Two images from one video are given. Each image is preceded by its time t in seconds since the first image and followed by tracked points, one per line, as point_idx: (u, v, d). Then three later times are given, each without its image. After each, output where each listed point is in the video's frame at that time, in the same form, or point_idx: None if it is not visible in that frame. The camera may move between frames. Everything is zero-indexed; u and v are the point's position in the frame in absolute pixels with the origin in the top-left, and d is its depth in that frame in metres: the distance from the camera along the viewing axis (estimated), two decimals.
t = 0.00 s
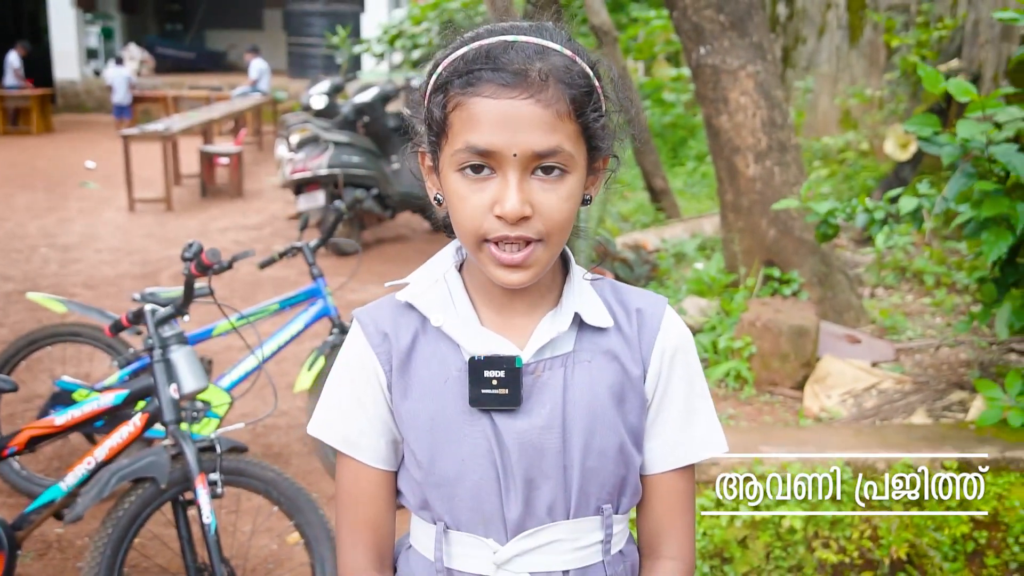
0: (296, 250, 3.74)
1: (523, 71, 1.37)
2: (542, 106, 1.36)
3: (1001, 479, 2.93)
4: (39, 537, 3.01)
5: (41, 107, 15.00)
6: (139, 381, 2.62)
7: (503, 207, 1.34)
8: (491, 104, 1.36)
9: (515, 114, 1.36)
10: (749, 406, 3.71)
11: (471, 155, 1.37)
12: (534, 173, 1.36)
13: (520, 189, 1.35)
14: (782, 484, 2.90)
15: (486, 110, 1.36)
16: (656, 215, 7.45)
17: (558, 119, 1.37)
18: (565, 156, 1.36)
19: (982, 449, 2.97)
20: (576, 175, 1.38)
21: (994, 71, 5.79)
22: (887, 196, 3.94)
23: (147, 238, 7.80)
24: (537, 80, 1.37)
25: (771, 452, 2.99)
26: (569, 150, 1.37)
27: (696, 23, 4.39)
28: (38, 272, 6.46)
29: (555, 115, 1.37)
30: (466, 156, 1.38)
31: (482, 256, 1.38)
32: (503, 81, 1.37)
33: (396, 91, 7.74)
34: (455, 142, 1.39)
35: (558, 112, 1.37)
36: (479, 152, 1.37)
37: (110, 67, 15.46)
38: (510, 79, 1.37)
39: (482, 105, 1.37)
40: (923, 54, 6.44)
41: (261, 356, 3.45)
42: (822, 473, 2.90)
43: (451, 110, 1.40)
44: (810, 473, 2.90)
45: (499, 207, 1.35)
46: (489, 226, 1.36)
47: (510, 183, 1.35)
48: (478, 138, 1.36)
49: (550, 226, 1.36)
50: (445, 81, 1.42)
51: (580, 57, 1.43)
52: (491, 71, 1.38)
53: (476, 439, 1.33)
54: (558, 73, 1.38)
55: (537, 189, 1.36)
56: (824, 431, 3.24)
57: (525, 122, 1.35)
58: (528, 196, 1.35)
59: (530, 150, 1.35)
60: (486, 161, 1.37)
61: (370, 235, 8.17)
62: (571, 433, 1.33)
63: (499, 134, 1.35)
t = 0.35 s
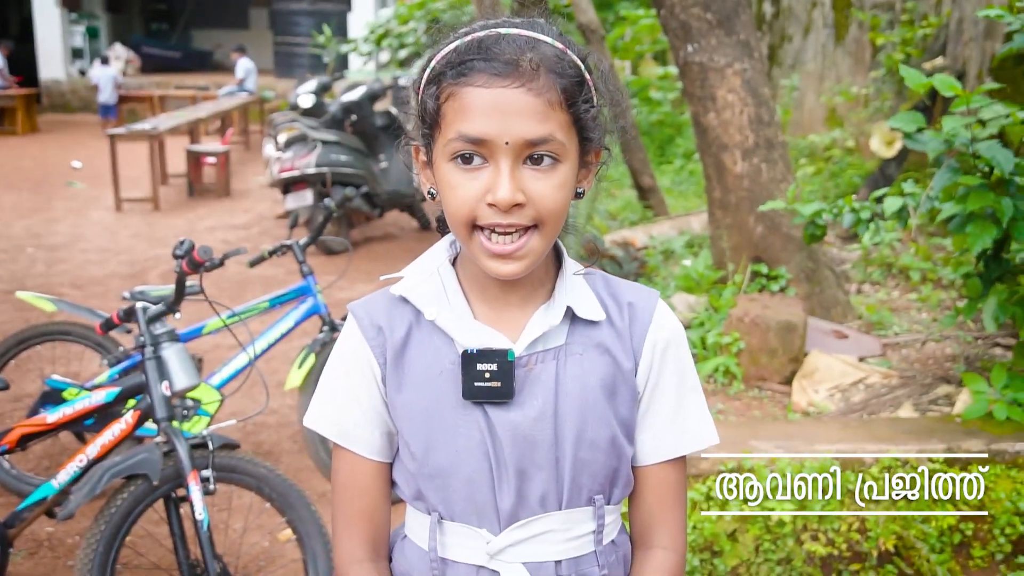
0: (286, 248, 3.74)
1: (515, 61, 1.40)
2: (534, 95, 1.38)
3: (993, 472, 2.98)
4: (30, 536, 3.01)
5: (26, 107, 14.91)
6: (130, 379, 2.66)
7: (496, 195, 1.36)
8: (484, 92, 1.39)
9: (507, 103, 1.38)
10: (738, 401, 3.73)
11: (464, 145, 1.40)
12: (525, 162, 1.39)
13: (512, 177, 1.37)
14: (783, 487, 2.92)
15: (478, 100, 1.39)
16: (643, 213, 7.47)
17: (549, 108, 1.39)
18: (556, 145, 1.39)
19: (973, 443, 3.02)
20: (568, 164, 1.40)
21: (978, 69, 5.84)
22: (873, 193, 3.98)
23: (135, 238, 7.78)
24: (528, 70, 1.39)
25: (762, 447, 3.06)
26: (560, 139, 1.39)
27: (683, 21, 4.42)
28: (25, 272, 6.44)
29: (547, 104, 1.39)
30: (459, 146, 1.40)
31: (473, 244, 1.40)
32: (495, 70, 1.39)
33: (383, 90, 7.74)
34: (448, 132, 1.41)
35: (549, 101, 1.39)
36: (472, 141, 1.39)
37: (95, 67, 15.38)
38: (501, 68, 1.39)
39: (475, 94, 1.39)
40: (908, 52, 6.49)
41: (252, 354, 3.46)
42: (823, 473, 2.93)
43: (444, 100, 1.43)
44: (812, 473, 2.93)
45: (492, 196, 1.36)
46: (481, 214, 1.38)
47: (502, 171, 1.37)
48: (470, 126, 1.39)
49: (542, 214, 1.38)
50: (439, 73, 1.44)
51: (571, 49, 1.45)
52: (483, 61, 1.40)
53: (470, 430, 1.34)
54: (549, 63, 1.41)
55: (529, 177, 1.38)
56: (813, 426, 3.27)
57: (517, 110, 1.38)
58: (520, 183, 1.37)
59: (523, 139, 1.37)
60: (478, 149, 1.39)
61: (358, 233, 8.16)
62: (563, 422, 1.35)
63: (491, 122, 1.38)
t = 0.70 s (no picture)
0: (277, 246, 3.70)
1: (509, 45, 1.37)
2: (529, 79, 1.35)
3: (991, 471, 2.96)
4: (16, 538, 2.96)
5: (13, 106, 14.78)
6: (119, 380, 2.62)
7: (492, 183, 1.33)
8: (477, 77, 1.36)
9: (502, 88, 1.35)
10: (734, 399, 3.70)
11: (458, 132, 1.36)
12: (521, 148, 1.36)
13: (508, 163, 1.34)
14: (783, 486, 2.89)
15: (472, 85, 1.36)
16: (635, 210, 7.44)
17: (545, 92, 1.36)
18: (553, 130, 1.36)
19: (971, 441, 3.00)
20: (564, 152, 1.37)
21: (970, 64, 5.83)
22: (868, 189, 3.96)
23: (123, 237, 7.71)
24: (523, 53, 1.36)
25: (759, 446, 3.04)
26: (556, 125, 1.36)
27: (676, 17, 4.39)
28: (11, 271, 6.36)
29: (543, 88, 1.36)
30: (453, 133, 1.37)
31: (469, 237, 1.37)
32: (489, 54, 1.36)
33: (373, 87, 7.70)
34: (441, 120, 1.38)
35: (545, 85, 1.36)
36: (466, 127, 1.36)
37: (83, 65, 15.25)
38: (495, 52, 1.36)
39: (468, 79, 1.36)
40: (899, 48, 6.49)
41: (243, 353, 3.42)
42: (822, 474, 2.91)
43: (436, 88, 1.39)
44: (812, 473, 2.90)
45: (488, 183, 1.33)
46: (475, 205, 1.35)
47: (497, 158, 1.34)
48: (464, 112, 1.35)
49: (538, 205, 1.34)
50: (430, 60, 1.41)
51: (565, 35, 1.43)
52: (476, 45, 1.38)
53: (463, 430, 1.31)
54: (544, 47, 1.38)
55: (525, 165, 1.35)
56: (811, 423, 3.25)
57: (511, 95, 1.35)
58: (517, 169, 1.34)
59: (519, 123, 1.34)
60: (472, 136, 1.36)
61: (349, 232, 8.11)
62: (560, 422, 1.32)
63: (485, 107, 1.35)
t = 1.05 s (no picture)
0: (271, 249, 3.65)
1: (512, 50, 1.33)
2: (533, 85, 1.32)
3: (994, 473, 2.92)
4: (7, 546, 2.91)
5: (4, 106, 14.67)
6: (112, 388, 2.57)
7: (495, 195, 1.28)
8: (479, 84, 1.32)
9: (505, 95, 1.31)
10: (734, 403, 3.67)
11: (458, 140, 1.32)
12: (525, 157, 1.32)
13: (512, 173, 1.30)
14: (782, 484, 2.86)
15: (473, 91, 1.32)
16: (631, 211, 7.40)
17: (549, 100, 1.32)
18: (558, 139, 1.32)
19: (974, 445, 2.96)
20: (568, 162, 1.33)
21: (966, 64, 5.82)
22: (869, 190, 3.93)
23: (115, 239, 7.65)
24: (526, 59, 1.32)
25: (761, 451, 2.99)
26: (561, 133, 1.33)
27: (674, 17, 4.35)
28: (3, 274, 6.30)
29: (547, 95, 1.32)
30: (454, 142, 1.33)
31: (471, 249, 1.32)
32: (492, 60, 1.32)
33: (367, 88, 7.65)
34: (441, 128, 1.34)
35: (549, 92, 1.32)
36: (468, 136, 1.32)
37: (75, 65, 15.15)
38: (498, 58, 1.33)
39: (469, 86, 1.32)
40: (895, 48, 6.46)
41: (238, 357, 3.37)
42: (822, 474, 2.87)
43: (436, 94, 1.36)
44: (812, 473, 2.87)
45: (491, 194, 1.29)
46: (477, 217, 1.31)
47: (500, 168, 1.30)
48: (465, 121, 1.32)
49: (542, 216, 1.30)
50: (429, 65, 1.38)
51: (568, 40, 1.40)
52: (478, 51, 1.34)
53: (461, 449, 1.30)
54: (549, 52, 1.35)
55: (528, 175, 1.31)
56: (812, 428, 3.21)
57: (515, 102, 1.31)
58: (520, 180, 1.30)
59: (522, 132, 1.30)
60: (474, 145, 1.32)
61: (344, 234, 8.06)
62: (561, 442, 1.31)
63: (488, 115, 1.31)
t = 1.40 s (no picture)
0: (266, 253, 3.59)
1: (512, 69, 1.27)
2: (534, 107, 1.26)
3: (998, 478, 2.89)
4: None
5: None
6: (105, 397, 2.53)
7: (491, 220, 1.24)
8: (476, 105, 1.26)
9: (504, 117, 1.25)
10: (735, 409, 3.63)
11: (454, 162, 1.28)
12: (525, 180, 1.27)
13: (510, 199, 1.25)
14: (782, 486, 2.83)
15: (470, 112, 1.26)
16: (628, 212, 7.36)
17: (551, 121, 1.27)
18: (559, 162, 1.27)
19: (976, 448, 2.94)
20: (570, 183, 1.29)
21: (964, 64, 5.79)
22: (870, 193, 3.90)
23: (109, 241, 7.59)
24: (527, 79, 1.26)
25: (766, 460, 2.93)
26: (563, 156, 1.28)
27: (673, 17, 4.30)
28: None
29: (548, 116, 1.27)
30: (449, 163, 1.28)
31: (468, 272, 1.28)
32: (490, 79, 1.26)
33: (362, 88, 7.59)
34: (437, 148, 1.29)
35: (551, 114, 1.27)
36: (464, 159, 1.27)
37: (68, 66, 15.06)
38: (497, 77, 1.27)
39: (466, 106, 1.27)
40: (893, 48, 6.43)
41: (232, 364, 3.32)
42: (821, 474, 2.84)
43: (431, 112, 1.30)
44: (812, 473, 2.84)
45: (488, 221, 1.24)
46: (474, 241, 1.26)
47: (498, 193, 1.25)
48: (462, 143, 1.26)
49: (541, 241, 1.26)
50: (425, 80, 1.32)
51: (572, 53, 1.34)
52: (476, 69, 1.28)
53: (460, 474, 1.26)
54: (551, 70, 1.29)
55: (527, 200, 1.26)
56: (816, 434, 3.17)
57: (514, 125, 1.25)
58: (518, 206, 1.25)
59: (521, 156, 1.25)
60: (471, 167, 1.27)
61: (339, 235, 8.00)
62: (564, 466, 1.27)
63: (485, 138, 1.25)
